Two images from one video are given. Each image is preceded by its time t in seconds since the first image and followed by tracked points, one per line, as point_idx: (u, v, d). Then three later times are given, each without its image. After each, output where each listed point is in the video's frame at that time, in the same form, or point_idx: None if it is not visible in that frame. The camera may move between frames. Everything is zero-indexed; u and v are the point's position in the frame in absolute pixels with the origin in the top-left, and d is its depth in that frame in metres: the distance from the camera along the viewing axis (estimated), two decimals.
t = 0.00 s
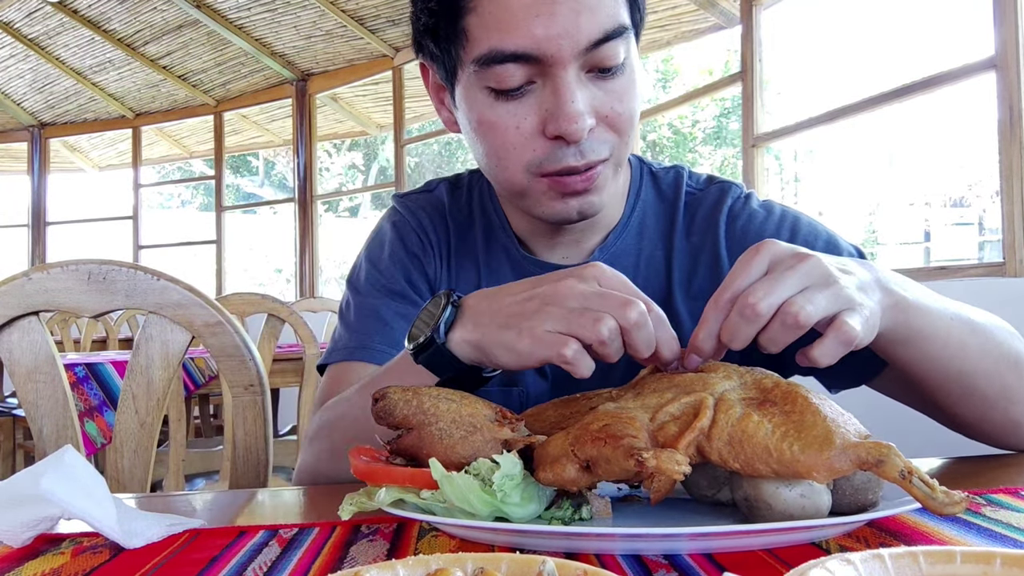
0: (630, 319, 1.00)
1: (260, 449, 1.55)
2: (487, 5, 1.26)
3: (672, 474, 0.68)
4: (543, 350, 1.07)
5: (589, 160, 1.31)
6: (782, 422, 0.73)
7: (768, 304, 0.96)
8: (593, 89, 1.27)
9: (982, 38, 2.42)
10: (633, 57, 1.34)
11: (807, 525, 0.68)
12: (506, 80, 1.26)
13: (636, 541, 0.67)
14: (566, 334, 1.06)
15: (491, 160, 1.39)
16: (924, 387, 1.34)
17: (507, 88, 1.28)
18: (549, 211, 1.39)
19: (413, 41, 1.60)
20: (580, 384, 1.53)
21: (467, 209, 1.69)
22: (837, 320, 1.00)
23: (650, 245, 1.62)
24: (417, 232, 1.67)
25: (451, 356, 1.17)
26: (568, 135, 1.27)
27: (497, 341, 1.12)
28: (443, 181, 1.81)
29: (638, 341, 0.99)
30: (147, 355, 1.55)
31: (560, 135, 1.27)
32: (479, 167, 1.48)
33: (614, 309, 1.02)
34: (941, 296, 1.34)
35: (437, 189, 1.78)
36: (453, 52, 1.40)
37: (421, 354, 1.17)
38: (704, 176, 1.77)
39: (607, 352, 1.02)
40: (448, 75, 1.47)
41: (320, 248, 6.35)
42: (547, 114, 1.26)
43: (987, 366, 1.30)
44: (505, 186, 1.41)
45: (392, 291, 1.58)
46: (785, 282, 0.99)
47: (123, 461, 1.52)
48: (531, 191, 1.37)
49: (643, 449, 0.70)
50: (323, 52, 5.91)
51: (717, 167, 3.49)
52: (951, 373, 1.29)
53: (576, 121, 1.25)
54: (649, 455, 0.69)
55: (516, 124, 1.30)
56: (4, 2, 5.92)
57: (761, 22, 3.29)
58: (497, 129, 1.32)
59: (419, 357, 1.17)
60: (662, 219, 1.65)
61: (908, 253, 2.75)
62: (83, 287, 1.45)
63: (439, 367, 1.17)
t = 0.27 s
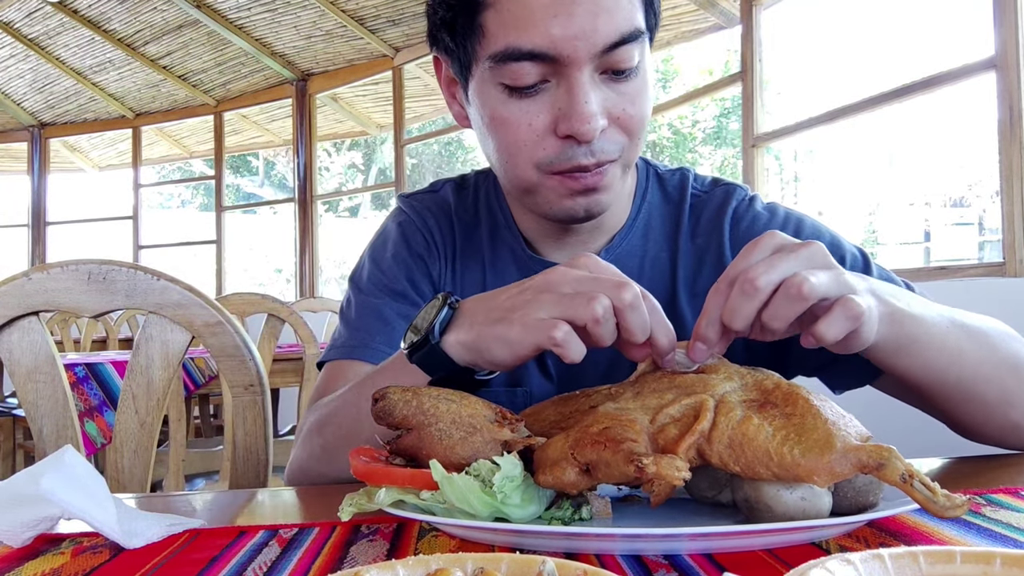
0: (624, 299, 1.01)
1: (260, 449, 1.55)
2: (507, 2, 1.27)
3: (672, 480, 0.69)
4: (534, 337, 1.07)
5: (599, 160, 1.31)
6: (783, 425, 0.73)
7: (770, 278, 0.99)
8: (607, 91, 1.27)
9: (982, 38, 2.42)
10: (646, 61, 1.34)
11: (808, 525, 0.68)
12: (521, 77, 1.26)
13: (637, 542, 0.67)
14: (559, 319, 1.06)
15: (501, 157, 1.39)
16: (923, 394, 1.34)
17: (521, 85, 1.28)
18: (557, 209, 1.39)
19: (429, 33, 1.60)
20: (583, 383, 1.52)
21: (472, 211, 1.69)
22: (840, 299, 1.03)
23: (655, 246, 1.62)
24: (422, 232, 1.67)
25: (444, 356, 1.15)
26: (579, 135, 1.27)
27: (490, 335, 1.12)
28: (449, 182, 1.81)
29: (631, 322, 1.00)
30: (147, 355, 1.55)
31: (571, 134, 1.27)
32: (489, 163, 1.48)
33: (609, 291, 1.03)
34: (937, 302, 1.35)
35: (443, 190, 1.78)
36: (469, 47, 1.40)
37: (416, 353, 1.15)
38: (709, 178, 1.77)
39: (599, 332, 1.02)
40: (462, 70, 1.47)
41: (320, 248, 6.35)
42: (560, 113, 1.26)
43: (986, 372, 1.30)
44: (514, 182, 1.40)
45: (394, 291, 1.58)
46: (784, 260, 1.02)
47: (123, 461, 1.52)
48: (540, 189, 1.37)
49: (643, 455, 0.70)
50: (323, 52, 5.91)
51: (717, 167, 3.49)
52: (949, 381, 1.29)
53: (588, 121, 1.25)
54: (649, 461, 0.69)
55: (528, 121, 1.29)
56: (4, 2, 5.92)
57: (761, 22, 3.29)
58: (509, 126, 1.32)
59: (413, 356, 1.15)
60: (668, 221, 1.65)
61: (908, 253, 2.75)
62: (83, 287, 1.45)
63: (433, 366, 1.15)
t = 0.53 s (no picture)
0: (615, 295, 1.01)
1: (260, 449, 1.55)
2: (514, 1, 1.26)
3: (671, 486, 0.69)
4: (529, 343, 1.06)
5: (604, 159, 1.31)
6: (783, 429, 0.72)
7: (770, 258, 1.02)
8: (612, 91, 1.27)
9: (982, 38, 2.42)
10: (652, 62, 1.34)
11: (808, 525, 0.68)
12: (527, 76, 1.26)
13: (637, 541, 0.67)
14: (553, 324, 1.05)
15: (506, 155, 1.39)
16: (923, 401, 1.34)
17: (528, 83, 1.28)
18: (561, 208, 1.39)
19: (435, 30, 1.59)
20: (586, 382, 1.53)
21: (474, 213, 1.69)
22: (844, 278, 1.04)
23: (657, 247, 1.62)
24: (425, 234, 1.66)
25: (446, 369, 1.15)
26: (584, 134, 1.27)
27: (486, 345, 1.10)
28: (451, 183, 1.81)
29: (626, 317, 1.01)
30: (147, 355, 1.55)
31: (577, 133, 1.27)
32: (494, 162, 1.48)
33: (600, 288, 1.03)
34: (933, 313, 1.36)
35: (445, 191, 1.78)
36: (475, 44, 1.39)
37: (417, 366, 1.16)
38: (711, 180, 1.77)
39: (595, 330, 1.01)
40: (468, 67, 1.47)
41: (320, 248, 6.35)
42: (566, 112, 1.26)
43: (985, 377, 1.30)
44: (519, 180, 1.40)
45: (396, 294, 1.57)
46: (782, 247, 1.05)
47: (123, 461, 1.52)
48: (545, 187, 1.37)
49: (642, 461, 0.71)
50: (323, 52, 5.91)
51: (717, 167, 3.50)
52: (949, 387, 1.29)
53: (594, 120, 1.25)
54: (649, 467, 0.70)
55: (534, 120, 1.29)
56: (4, 2, 5.92)
57: (761, 22, 3.29)
58: (515, 124, 1.32)
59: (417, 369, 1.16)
60: (670, 222, 1.65)
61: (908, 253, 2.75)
62: (83, 288, 1.45)
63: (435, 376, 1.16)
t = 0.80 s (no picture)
0: (601, 297, 1.02)
1: (260, 449, 1.55)
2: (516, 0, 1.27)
3: (667, 493, 0.69)
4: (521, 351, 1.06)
5: (606, 159, 1.31)
6: (781, 432, 0.72)
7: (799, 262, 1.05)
8: (614, 90, 1.27)
9: (982, 38, 2.42)
10: (654, 61, 1.34)
11: (808, 525, 0.68)
12: (529, 75, 1.26)
13: (637, 542, 0.67)
14: (541, 331, 1.05)
15: (508, 155, 1.38)
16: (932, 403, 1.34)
17: (530, 83, 1.28)
18: (562, 208, 1.39)
19: (437, 30, 1.59)
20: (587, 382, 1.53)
21: (474, 213, 1.69)
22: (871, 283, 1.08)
23: (659, 247, 1.62)
24: (425, 235, 1.66)
25: (440, 379, 1.16)
26: (587, 133, 1.27)
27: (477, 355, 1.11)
28: (451, 183, 1.81)
29: (615, 316, 1.01)
30: (147, 355, 1.55)
31: (579, 132, 1.27)
32: (496, 162, 1.47)
33: (586, 291, 1.04)
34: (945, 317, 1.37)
35: (444, 192, 1.78)
36: (478, 44, 1.39)
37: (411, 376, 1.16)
38: (712, 180, 1.77)
39: (585, 333, 1.01)
40: (470, 67, 1.47)
41: (320, 248, 6.34)
42: (569, 111, 1.26)
43: (994, 381, 1.30)
44: (521, 181, 1.40)
45: (395, 296, 1.56)
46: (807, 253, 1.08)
47: (123, 461, 1.52)
48: (547, 187, 1.37)
49: (639, 467, 0.71)
50: (323, 52, 5.91)
51: (717, 167, 3.50)
52: (958, 388, 1.29)
53: (596, 120, 1.25)
54: (646, 473, 0.70)
55: (536, 120, 1.29)
56: (4, 2, 5.92)
57: (761, 22, 3.29)
58: (517, 123, 1.32)
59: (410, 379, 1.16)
60: (672, 222, 1.66)
61: (908, 253, 2.75)
62: (83, 288, 1.45)
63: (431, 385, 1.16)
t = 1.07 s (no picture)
0: (598, 292, 1.02)
1: (260, 449, 1.56)
2: None
3: (669, 486, 0.68)
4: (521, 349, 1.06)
5: (610, 158, 1.31)
6: (781, 429, 0.72)
7: (788, 261, 1.06)
8: (619, 88, 1.27)
9: (982, 38, 2.42)
10: (658, 60, 1.35)
11: (807, 525, 0.68)
12: (535, 71, 1.26)
13: (637, 542, 0.67)
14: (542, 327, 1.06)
15: (511, 152, 1.38)
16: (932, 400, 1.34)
17: (535, 79, 1.28)
18: (565, 207, 1.39)
19: (442, 28, 1.60)
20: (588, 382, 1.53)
21: (474, 213, 1.69)
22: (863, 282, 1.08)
23: (660, 246, 1.62)
24: (424, 236, 1.66)
25: (439, 381, 1.16)
26: (591, 131, 1.27)
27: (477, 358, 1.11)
28: (451, 183, 1.81)
29: (615, 310, 1.01)
30: (147, 355, 1.55)
31: (584, 130, 1.27)
32: (498, 160, 1.47)
33: (583, 286, 1.04)
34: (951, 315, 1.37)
35: (444, 192, 1.78)
36: (483, 40, 1.40)
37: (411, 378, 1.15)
38: (712, 180, 1.77)
39: (583, 329, 1.02)
40: (474, 64, 1.47)
41: (320, 248, 6.34)
42: (573, 108, 1.26)
43: (995, 379, 1.31)
44: (524, 179, 1.40)
45: (394, 297, 1.56)
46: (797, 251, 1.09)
47: (123, 461, 1.52)
48: (550, 185, 1.36)
49: (640, 461, 0.70)
50: (323, 52, 5.91)
51: (717, 167, 3.50)
52: (959, 385, 1.29)
53: (601, 117, 1.25)
54: (647, 467, 0.69)
55: (541, 117, 1.29)
56: (4, 2, 5.92)
57: (761, 22, 3.29)
58: (521, 120, 1.32)
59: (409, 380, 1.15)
60: (672, 222, 1.66)
61: (908, 253, 2.75)
62: (83, 287, 1.45)
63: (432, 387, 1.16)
